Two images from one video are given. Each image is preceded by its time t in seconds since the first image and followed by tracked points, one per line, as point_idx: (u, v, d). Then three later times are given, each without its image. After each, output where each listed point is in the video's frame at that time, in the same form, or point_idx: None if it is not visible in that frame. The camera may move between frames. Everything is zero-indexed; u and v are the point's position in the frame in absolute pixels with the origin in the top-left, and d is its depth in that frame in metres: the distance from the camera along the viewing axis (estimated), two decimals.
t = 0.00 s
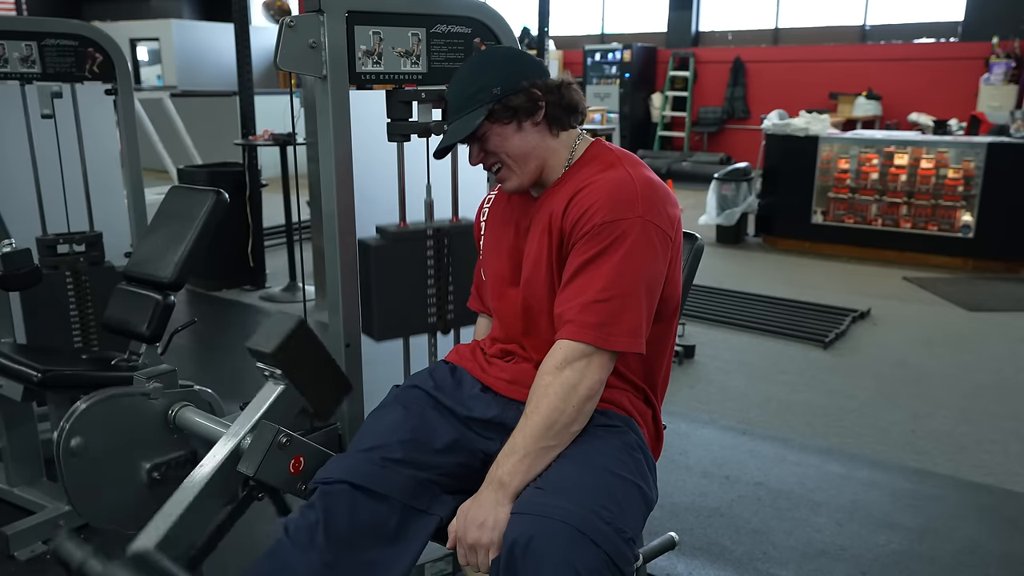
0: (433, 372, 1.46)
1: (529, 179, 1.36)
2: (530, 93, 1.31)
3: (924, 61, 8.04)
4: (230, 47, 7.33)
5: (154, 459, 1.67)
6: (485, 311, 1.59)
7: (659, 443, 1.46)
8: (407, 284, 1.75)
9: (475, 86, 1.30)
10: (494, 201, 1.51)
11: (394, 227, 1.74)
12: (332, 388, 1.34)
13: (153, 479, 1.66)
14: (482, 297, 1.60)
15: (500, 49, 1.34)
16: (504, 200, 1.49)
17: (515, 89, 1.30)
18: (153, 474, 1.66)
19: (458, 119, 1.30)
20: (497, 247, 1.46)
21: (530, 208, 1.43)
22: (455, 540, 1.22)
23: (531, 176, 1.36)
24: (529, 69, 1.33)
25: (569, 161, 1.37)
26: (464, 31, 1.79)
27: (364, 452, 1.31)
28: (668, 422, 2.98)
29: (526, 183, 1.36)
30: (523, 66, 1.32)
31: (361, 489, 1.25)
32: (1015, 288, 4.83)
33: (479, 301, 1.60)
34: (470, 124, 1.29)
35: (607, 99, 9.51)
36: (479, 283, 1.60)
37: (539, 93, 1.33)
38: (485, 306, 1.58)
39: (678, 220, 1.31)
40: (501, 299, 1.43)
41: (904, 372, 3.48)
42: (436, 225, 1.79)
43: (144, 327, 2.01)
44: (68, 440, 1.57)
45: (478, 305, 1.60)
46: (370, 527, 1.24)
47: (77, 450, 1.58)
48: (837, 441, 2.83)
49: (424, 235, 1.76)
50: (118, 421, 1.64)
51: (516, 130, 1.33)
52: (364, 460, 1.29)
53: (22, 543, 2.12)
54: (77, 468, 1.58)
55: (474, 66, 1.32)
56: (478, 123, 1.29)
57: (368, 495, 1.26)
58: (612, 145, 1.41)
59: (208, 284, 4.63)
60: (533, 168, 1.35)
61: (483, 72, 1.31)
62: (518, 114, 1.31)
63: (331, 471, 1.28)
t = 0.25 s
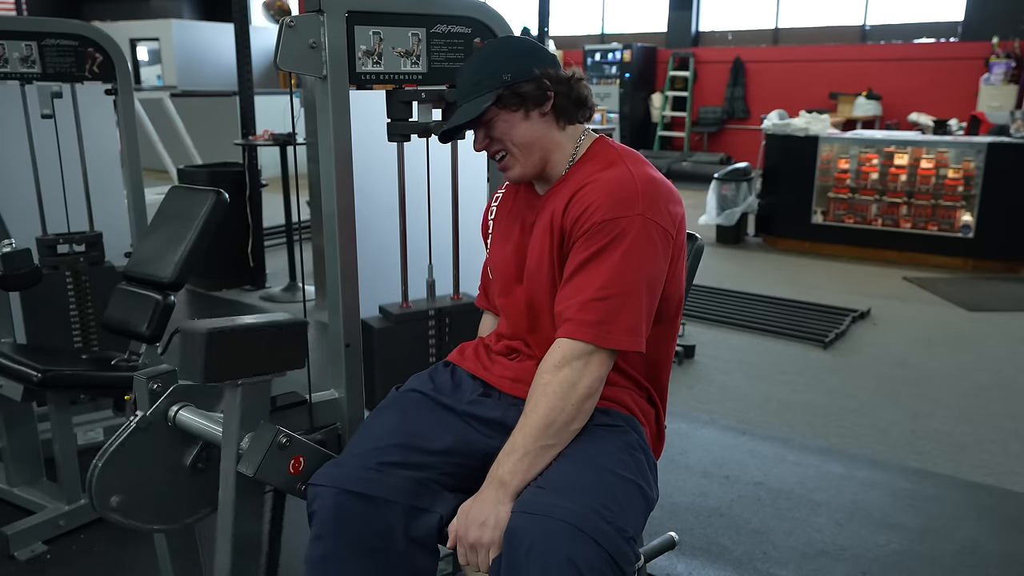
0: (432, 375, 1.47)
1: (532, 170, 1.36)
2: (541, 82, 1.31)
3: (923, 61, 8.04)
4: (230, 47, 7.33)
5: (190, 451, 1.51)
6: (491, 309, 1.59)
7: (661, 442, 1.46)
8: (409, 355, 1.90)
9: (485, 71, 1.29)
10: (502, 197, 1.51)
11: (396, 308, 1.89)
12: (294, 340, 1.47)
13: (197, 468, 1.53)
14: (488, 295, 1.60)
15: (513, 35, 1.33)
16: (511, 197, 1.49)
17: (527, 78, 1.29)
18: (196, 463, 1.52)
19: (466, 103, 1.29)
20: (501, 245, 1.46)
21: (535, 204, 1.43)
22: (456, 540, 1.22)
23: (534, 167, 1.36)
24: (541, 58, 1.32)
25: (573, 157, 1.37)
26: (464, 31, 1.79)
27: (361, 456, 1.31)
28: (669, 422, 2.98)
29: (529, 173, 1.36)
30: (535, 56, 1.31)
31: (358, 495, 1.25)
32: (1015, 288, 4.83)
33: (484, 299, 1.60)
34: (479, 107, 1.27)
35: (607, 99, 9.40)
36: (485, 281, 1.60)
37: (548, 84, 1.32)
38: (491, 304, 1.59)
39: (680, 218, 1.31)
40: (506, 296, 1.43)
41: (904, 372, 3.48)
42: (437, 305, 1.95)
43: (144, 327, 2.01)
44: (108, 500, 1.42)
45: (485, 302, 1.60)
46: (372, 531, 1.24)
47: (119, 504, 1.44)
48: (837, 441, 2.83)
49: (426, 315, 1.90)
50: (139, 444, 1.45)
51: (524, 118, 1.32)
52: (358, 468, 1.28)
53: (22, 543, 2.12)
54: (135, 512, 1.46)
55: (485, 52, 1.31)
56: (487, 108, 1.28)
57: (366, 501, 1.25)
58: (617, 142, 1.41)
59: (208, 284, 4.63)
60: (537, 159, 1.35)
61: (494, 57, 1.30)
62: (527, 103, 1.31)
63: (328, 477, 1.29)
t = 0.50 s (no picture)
0: (432, 374, 1.47)
1: (538, 170, 1.36)
2: (549, 83, 1.31)
3: (923, 61, 8.05)
4: (230, 47, 7.34)
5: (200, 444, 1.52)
6: (494, 308, 1.59)
7: (661, 441, 1.45)
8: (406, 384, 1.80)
9: (494, 69, 1.30)
10: (507, 197, 1.51)
11: (397, 329, 1.79)
12: (269, 335, 1.34)
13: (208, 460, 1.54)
14: (491, 294, 1.60)
15: (525, 36, 1.34)
16: (517, 197, 1.50)
17: (535, 78, 1.30)
18: (207, 455, 1.53)
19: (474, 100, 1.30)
20: (505, 244, 1.47)
21: (540, 204, 1.43)
22: (456, 540, 1.22)
23: (540, 166, 1.36)
24: (551, 59, 1.32)
25: (579, 158, 1.37)
26: (464, 31, 1.79)
27: (359, 457, 1.31)
28: (669, 422, 2.98)
29: (534, 172, 1.36)
30: (545, 56, 1.32)
31: (357, 496, 1.25)
32: (1015, 288, 4.82)
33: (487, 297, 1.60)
34: (485, 106, 1.29)
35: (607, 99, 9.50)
36: (487, 280, 1.60)
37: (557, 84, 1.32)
38: (494, 303, 1.59)
39: (684, 220, 1.31)
40: (509, 295, 1.44)
41: (904, 372, 3.48)
42: (438, 326, 1.84)
43: (144, 327, 2.01)
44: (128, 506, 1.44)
45: (488, 302, 1.60)
46: (372, 531, 1.25)
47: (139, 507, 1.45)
48: (837, 441, 2.83)
49: (427, 337, 1.80)
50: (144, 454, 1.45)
51: (531, 118, 1.33)
52: (356, 469, 1.29)
53: (22, 543, 2.12)
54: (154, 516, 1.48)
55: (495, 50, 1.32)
56: (494, 106, 1.29)
57: (364, 501, 1.25)
58: (622, 144, 1.41)
59: (208, 284, 4.63)
60: (543, 159, 1.35)
61: (504, 56, 1.31)
62: (535, 103, 1.31)
63: (326, 478, 1.29)
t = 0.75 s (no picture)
0: (432, 372, 1.47)
1: (543, 167, 1.36)
2: (558, 81, 1.31)
3: (923, 60, 8.05)
4: (230, 47, 7.34)
5: (175, 457, 1.56)
6: (493, 306, 1.59)
7: (659, 441, 1.46)
8: (406, 328, 1.85)
9: (503, 64, 1.30)
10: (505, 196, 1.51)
11: (395, 276, 1.84)
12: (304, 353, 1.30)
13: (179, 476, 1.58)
14: (489, 292, 1.60)
15: (535, 34, 1.34)
16: (516, 196, 1.50)
17: (543, 75, 1.30)
18: (178, 472, 1.57)
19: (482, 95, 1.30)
20: (503, 242, 1.47)
21: (539, 202, 1.43)
22: (455, 540, 1.22)
23: (544, 164, 1.36)
24: (561, 57, 1.33)
25: (581, 156, 1.37)
26: (464, 31, 1.79)
27: (362, 454, 1.31)
28: (669, 422, 2.98)
29: (538, 169, 1.36)
30: (555, 53, 1.32)
31: (359, 493, 1.25)
32: (1015, 288, 4.82)
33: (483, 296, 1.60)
34: (492, 101, 1.29)
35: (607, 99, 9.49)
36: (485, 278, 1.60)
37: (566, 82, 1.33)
38: (493, 301, 1.59)
39: (683, 220, 1.31)
40: (506, 293, 1.44)
41: (904, 372, 3.48)
42: (436, 273, 1.89)
43: (144, 327, 2.01)
44: (85, 481, 1.47)
45: (486, 300, 1.60)
46: (370, 528, 1.24)
47: (95, 489, 1.48)
48: (837, 441, 2.83)
49: (425, 284, 1.85)
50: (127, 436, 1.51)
51: (537, 115, 1.33)
52: (359, 465, 1.29)
53: (22, 543, 2.12)
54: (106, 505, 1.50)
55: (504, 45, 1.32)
56: (501, 101, 1.29)
57: (366, 499, 1.25)
58: (622, 143, 1.41)
59: (208, 284, 4.63)
60: (548, 157, 1.35)
61: (513, 52, 1.31)
62: (542, 101, 1.32)
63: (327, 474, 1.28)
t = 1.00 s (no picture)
0: (433, 366, 1.46)
1: (537, 180, 1.36)
2: (543, 93, 1.31)
3: (923, 60, 8.05)
4: (230, 46, 7.34)
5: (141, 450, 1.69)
6: (485, 308, 1.59)
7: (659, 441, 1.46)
8: (405, 247, 1.77)
9: (487, 82, 1.30)
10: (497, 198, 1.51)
11: (394, 194, 1.77)
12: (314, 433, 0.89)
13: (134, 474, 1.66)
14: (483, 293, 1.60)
15: (515, 45, 1.34)
16: (508, 197, 1.49)
17: (527, 88, 1.30)
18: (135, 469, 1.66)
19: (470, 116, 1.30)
20: (498, 244, 1.46)
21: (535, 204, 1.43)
22: (456, 540, 1.22)
23: (539, 175, 1.36)
24: (542, 67, 1.33)
25: (576, 160, 1.37)
26: (464, 31, 1.79)
27: (366, 446, 1.31)
28: (669, 422, 2.98)
29: (534, 181, 1.36)
30: (536, 65, 1.32)
31: (365, 479, 1.26)
32: (1015, 288, 4.82)
33: (479, 297, 1.60)
34: (482, 122, 1.29)
35: (606, 99, 9.29)
36: (480, 279, 1.60)
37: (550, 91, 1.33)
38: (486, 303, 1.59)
39: (681, 222, 1.31)
40: (502, 295, 1.43)
41: (904, 372, 3.48)
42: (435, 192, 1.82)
43: (144, 327, 2.01)
44: (73, 404, 1.63)
45: (480, 301, 1.60)
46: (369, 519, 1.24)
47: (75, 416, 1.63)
48: (837, 441, 2.83)
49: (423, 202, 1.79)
50: (113, 410, 1.68)
51: (527, 129, 1.33)
52: (367, 452, 1.29)
53: (22, 543, 2.12)
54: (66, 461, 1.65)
55: (486, 61, 1.32)
56: (490, 121, 1.29)
57: (371, 487, 1.26)
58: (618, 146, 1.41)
59: (208, 284, 4.62)
60: (542, 168, 1.35)
61: (496, 67, 1.31)
62: (530, 113, 1.32)
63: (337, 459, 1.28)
